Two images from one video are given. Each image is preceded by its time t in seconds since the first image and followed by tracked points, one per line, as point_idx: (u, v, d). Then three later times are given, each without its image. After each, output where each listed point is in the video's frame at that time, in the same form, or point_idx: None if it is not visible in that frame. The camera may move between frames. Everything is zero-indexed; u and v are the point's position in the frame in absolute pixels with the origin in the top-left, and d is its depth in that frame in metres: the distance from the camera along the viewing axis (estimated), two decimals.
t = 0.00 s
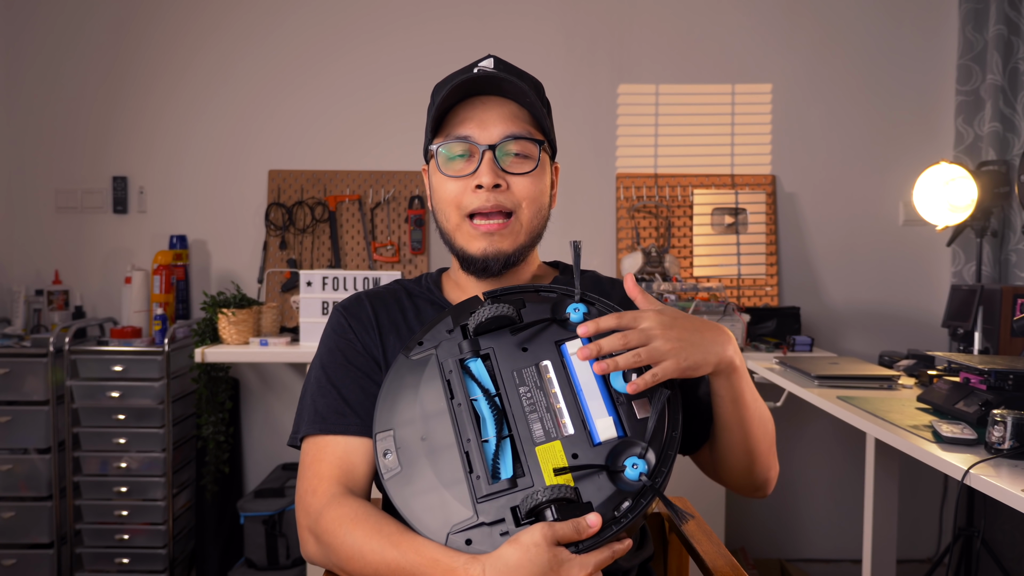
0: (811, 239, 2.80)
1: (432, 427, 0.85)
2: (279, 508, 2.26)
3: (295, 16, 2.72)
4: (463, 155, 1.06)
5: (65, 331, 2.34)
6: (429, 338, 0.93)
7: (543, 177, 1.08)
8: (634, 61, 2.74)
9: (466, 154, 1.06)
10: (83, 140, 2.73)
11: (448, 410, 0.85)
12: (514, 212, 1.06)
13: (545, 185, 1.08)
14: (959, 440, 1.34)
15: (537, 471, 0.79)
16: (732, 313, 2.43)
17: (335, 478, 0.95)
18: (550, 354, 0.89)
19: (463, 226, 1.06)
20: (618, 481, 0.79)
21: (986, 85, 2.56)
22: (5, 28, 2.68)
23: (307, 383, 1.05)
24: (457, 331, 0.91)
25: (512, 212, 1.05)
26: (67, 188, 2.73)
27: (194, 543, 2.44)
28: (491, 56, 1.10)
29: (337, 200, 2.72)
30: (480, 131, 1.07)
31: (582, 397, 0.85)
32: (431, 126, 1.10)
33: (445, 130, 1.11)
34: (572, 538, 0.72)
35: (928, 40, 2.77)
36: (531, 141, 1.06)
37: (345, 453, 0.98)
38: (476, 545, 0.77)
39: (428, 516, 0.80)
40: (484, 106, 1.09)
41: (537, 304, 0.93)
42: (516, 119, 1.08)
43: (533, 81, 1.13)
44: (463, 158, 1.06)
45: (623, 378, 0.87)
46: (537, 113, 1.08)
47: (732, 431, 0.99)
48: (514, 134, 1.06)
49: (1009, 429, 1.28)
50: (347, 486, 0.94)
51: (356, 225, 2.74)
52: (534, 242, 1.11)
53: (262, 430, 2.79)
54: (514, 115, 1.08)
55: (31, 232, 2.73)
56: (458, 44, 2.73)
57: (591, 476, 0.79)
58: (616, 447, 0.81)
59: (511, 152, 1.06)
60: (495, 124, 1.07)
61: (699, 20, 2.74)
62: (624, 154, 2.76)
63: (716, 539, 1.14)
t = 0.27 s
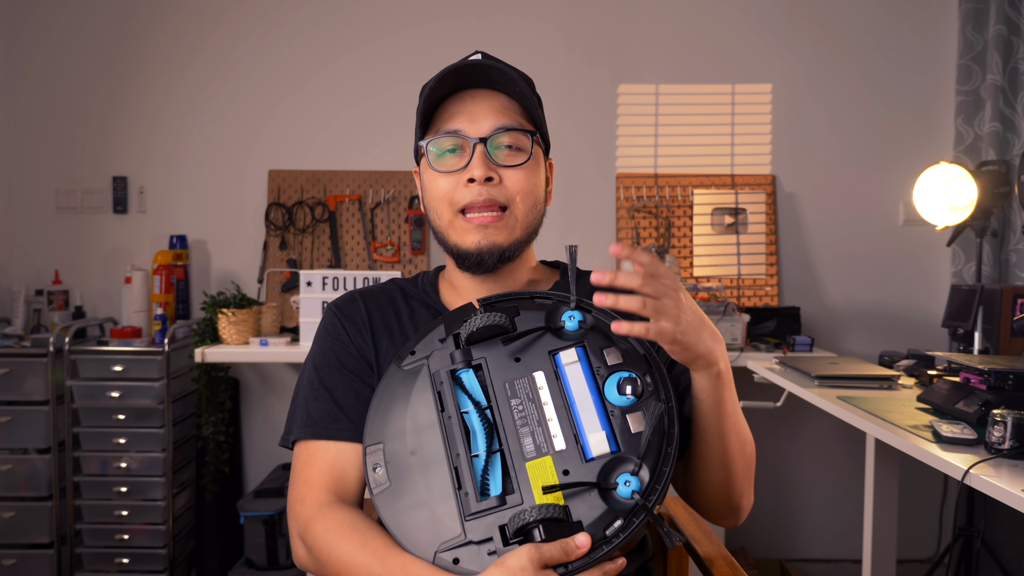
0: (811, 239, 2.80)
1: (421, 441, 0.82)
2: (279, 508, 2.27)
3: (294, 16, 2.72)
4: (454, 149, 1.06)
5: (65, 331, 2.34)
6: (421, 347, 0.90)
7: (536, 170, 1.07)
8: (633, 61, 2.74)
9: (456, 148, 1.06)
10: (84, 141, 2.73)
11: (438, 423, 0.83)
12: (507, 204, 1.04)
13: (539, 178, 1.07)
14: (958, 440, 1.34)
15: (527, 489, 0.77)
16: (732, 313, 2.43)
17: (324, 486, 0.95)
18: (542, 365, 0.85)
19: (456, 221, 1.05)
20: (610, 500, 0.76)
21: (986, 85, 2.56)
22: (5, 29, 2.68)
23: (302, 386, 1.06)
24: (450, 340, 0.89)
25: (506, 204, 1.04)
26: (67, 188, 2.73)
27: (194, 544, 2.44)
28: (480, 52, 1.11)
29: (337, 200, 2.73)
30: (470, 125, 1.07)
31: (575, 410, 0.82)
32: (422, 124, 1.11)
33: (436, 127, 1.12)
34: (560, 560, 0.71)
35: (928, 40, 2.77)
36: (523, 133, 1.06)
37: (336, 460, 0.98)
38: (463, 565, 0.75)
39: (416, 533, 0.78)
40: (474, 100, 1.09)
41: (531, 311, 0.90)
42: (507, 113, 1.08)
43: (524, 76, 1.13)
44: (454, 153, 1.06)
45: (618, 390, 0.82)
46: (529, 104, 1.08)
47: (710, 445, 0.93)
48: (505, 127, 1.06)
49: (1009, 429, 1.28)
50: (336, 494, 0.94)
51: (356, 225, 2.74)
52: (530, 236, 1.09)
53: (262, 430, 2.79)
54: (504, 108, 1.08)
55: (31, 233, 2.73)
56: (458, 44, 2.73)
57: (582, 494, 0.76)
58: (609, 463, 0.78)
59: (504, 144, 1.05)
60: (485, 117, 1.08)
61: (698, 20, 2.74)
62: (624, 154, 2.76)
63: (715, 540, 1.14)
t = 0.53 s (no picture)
0: (811, 239, 2.80)
1: (422, 449, 0.82)
2: (279, 508, 2.27)
3: (294, 16, 2.72)
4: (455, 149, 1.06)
5: (64, 331, 2.34)
6: (420, 352, 0.89)
7: (539, 169, 1.06)
8: (633, 61, 2.74)
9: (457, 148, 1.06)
10: (84, 140, 2.73)
11: (439, 431, 0.83)
12: (510, 205, 1.04)
13: (543, 178, 1.07)
14: (958, 440, 1.34)
15: (529, 499, 0.77)
16: (732, 313, 2.43)
17: (326, 489, 0.95)
18: (543, 369, 0.85)
19: (458, 221, 1.05)
20: (612, 510, 0.76)
21: (986, 85, 2.56)
22: (5, 28, 2.68)
23: (303, 384, 1.06)
24: (449, 345, 0.89)
25: (508, 205, 1.04)
26: (67, 188, 2.73)
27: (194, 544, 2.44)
28: (482, 49, 1.10)
29: (337, 200, 2.73)
30: (472, 124, 1.07)
31: (576, 416, 0.82)
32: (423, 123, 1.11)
33: (437, 126, 1.12)
34: (563, 573, 0.70)
35: (928, 40, 2.77)
36: (526, 132, 1.05)
37: (337, 461, 0.98)
38: None
39: (418, 544, 0.78)
40: (476, 97, 1.09)
41: (531, 312, 0.89)
42: (510, 111, 1.08)
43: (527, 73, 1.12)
44: (456, 152, 1.06)
45: (620, 395, 0.82)
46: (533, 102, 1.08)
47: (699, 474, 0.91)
48: (507, 126, 1.06)
49: (1009, 429, 1.28)
50: (337, 497, 0.94)
51: (356, 225, 2.74)
52: (533, 237, 1.09)
53: (262, 430, 2.79)
54: (507, 107, 1.08)
55: (31, 232, 2.73)
56: (458, 44, 2.73)
57: (584, 505, 0.76)
58: (611, 472, 0.78)
59: (507, 144, 1.05)
60: (487, 116, 1.07)
61: (698, 20, 2.74)
62: (624, 154, 2.76)
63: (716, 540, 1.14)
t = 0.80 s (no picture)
0: (811, 239, 2.80)
1: (422, 450, 0.82)
2: (279, 508, 2.27)
3: (294, 16, 2.72)
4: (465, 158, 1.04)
5: (64, 331, 2.34)
6: (421, 352, 0.89)
7: (549, 185, 1.04)
8: (633, 61, 2.74)
9: (467, 157, 1.04)
10: (84, 141, 2.73)
11: (439, 432, 0.83)
12: (516, 220, 1.02)
13: (552, 194, 1.05)
14: (958, 440, 1.34)
15: (529, 502, 0.77)
16: (732, 313, 2.42)
17: (325, 489, 0.95)
18: (544, 370, 0.86)
19: (463, 232, 1.04)
20: (613, 512, 0.76)
21: (986, 85, 2.56)
22: (5, 28, 2.68)
23: (303, 384, 1.06)
24: (449, 345, 0.89)
25: (514, 221, 1.02)
26: (67, 188, 2.73)
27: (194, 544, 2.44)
28: (501, 48, 1.06)
29: (337, 200, 2.73)
30: (485, 134, 1.04)
31: (577, 417, 0.82)
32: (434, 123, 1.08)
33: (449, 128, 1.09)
34: None
35: (928, 40, 2.77)
36: (539, 146, 1.03)
37: (337, 463, 0.98)
38: None
39: (419, 546, 0.78)
40: (491, 102, 1.05)
41: (532, 313, 0.89)
42: (525, 121, 1.05)
43: (548, 76, 1.08)
44: (466, 160, 1.04)
45: (621, 397, 0.82)
46: (549, 114, 1.05)
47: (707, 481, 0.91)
48: (520, 139, 1.03)
49: (1009, 429, 1.28)
50: (337, 497, 0.94)
51: (356, 225, 2.74)
52: (537, 252, 1.07)
53: (262, 430, 2.79)
54: (523, 117, 1.05)
55: (31, 232, 2.73)
56: (458, 45, 2.73)
57: (584, 507, 0.76)
58: (612, 474, 0.78)
59: (518, 156, 1.03)
60: (501, 126, 1.04)
61: (698, 20, 2.74)
62: (624, 154, 2.76)
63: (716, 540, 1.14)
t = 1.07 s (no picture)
0: (811, 239, 2.80)
1: (422, 450, 0.82)
2: (279, 508, 2.27)
3: (294, 16, 2.72)
4: (472, 165, 1.03)
5: (64, 331, 2.34)
6: (421, 352, 0.89)
7: (555, 195, 1.05)
8: (633, 60, 2.74)
9: (474, 165, 1.03)
10: (83, 141, 2.73)
11: (439, 432, 0.83)
12: (522, 229, 1.02)
13: (557, 203, 1.05)
14: (958, 440, 1.34)
15: (530, 502, 0.77)
16: (732, 313, 2.41)
17: (325, 490, 0.95)
18: (544, 371, 0.86)
19: (467, 239, 1.03)
20: (613, 512, 0.76)
21: (986, 85, 2.56)
22: (5, 28, 2.68)
23: (303, 384, 1.06)
24: (450, 345, 0.89)
25: (519, 229, 1.02)
26: (67, 188, 2.73)
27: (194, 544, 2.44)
28: (511, 52, 1.05)
29: (337, 200, 2.73)
30: (493, 142, 1.03)
31: (577, 417, 0.82)
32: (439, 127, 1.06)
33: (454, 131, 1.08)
34: None
35: (928, 40, 2.77)
36: (546, 155, 1.03)
37: (337, 463, 0.98)
38: None
39: (419, 546, 0.78)
40: (500, 110, 1.04)
41: (533, 314, 0.89)
42: (533, 130, 1.04)
43: (557, 83, 1.07)
44: (472, 168, 1.03)
45: (621, 398, 0.82)
46: (557, 124, 1.04)
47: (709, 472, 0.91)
48: (528, 148, 1.03)
49: (1009, 429, 1.28)
50: (337, 497, 0.94)
51: (356, 225, 2.74)
52: (540, 259, 1.08)
53: (262, 430, 2.79)
54: (531, 125, 1.04)
55: (31, 232, 2.73)
56: (458, 44, 2.73)
57: (584, 507, 0.76)
58: (612, 474, 0.78)
59: (525, 165, 1.03)
60: (509, 135, 1.03)
61: (698, 20, 2.74)
62: (624, 154, 2.76)
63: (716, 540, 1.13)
